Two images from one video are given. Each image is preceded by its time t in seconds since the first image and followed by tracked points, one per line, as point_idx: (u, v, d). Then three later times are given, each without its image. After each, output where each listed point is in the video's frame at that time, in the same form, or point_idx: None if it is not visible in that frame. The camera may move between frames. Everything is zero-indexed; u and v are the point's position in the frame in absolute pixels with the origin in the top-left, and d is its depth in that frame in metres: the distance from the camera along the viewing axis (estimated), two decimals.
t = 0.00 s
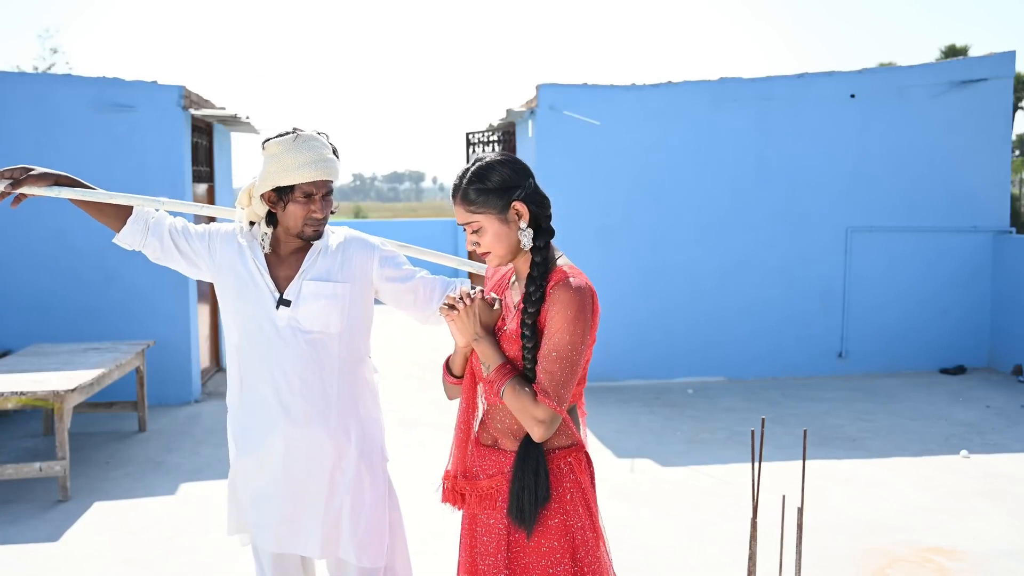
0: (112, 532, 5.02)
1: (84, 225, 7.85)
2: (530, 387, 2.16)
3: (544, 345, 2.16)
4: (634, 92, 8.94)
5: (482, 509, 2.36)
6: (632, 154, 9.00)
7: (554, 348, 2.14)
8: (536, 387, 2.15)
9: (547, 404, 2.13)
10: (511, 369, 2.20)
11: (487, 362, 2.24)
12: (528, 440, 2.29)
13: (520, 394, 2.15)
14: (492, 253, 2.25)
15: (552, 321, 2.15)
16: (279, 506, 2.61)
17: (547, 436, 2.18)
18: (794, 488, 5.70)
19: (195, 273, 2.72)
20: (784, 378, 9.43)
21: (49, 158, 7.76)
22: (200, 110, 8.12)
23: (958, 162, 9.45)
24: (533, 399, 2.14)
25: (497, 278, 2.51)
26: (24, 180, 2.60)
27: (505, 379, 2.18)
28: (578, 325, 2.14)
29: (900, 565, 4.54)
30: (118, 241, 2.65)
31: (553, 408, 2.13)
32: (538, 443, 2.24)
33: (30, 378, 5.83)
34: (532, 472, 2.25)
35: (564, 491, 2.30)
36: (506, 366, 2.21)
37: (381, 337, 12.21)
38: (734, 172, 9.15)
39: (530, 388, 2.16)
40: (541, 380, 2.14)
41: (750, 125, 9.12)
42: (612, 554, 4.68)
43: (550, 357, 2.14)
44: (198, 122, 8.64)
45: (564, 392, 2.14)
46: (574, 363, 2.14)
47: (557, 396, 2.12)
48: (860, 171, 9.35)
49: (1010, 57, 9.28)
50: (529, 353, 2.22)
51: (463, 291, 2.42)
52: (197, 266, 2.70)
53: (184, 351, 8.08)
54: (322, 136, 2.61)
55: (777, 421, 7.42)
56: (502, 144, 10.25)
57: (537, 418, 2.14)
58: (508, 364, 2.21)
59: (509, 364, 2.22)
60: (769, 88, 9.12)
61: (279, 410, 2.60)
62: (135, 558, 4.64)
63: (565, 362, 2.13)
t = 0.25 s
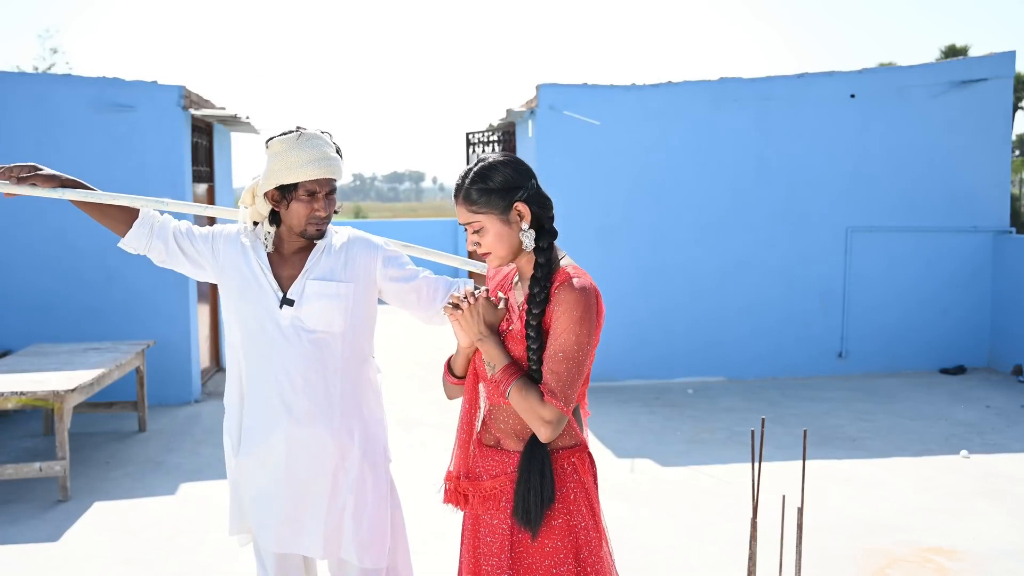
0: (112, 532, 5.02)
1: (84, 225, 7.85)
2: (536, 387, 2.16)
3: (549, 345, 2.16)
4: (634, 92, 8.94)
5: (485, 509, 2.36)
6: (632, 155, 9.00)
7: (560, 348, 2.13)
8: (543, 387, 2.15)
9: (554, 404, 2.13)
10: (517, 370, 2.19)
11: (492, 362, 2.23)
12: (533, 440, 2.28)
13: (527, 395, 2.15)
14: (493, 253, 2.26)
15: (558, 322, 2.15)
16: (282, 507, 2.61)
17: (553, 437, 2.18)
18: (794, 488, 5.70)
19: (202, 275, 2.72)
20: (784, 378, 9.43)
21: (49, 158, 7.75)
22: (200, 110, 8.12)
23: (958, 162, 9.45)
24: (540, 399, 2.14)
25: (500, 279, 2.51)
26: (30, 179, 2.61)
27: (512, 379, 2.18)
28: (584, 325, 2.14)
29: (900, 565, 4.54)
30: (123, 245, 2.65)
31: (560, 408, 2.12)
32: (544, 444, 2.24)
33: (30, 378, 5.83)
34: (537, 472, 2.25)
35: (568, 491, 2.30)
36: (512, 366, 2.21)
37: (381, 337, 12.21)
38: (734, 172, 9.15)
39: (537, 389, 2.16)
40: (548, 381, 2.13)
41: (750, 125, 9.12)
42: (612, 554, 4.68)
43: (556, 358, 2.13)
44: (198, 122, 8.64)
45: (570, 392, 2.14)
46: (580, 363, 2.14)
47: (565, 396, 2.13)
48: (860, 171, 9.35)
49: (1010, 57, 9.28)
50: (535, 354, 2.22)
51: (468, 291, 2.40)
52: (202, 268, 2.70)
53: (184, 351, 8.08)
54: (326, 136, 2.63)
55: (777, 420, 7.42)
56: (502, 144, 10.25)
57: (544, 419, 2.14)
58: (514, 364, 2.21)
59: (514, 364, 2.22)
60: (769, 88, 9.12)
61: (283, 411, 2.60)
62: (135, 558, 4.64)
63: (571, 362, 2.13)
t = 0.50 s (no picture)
0: (112, 532, 5.02)
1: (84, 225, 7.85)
2: (535, 390, 2.17)
3: (548, 348, 2.16)
4: (634, 92, 8.94)
5: (486, 509, 2.36)
6: (632, 155, 9.00)
7: (558, 351, 2.13)
8: (541, 391, 2.15)
9: (552, 408, 2.12)
10: (517, 372, 2.20)
11: (493, 363, 2.24)
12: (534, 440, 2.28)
13: (526, 398, 2.16)
14: (488, 247, 2.26)
15: (558, 325, 2.15)
16: (283, 508, 2.61)
17: (552, 439, 2.18)
18: (794, 488, 5.70)
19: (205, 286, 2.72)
20: (784, 378, 9.43)
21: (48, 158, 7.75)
22: (200, 110, 8.12)
23: (958, 162, 9.45)
24: (538, 403, 2.14)
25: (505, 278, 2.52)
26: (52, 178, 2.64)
27: (512, 382, 2.19)
28: (584, 329, 2.13)
29: (900, 565, 4.54)
30: (127, 264, 2.64)
31: (558, 412, 2.12)
32: (544, 448, 2.24)
33: (30, 378, 5.83)
34: (535, 475, 2.25)
35: (568, 492, 2.30)
36: (512, 368, 2.21)
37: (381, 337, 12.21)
38: (734, 171, 9.15)
39: (535, 392, 2.17)
40: (546, 384, 2.13)
41: (750, 125, 9.12)
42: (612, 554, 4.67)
43: (555, 361, 2.13)
44: (198, 122, 8.64)
45: (569, 396, 2.13)
46: (579, 367, 2.13)
47: (562, 400, 2.12)
48: (860, 171, 9.35)
49: (1010, 57, 9.28)
50: (533, 357, 2.22)
51: (472, 290, 2.39)
52: (205, 278, 2.69)
53: (184, 351, 8.08)
54: (327, 135, 2.64)
55: (777, 420, 7.42)
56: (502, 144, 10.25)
57: (542, 422, 2.14)
58: (514, 365, 2.22)
59: (514, 365, 2.22)
60: (769, 88, 9.12)
61: (284, 411, 2.60)
62: (135, 558, 4.64)
63: (570, 366, 2.12)
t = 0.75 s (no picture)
0: (112, 532, 5.02)
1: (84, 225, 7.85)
2: (525, 390, 2.16)
3: (540, 348, 2.15)
4: (634, 92, 8.93)
5: (485, 509, 2.36)
6: (632, 155, 9.00)
7: (550, 352, 2.12)
8: (530, 391, 2.14)
9: (539, 409, 2.12)
10: (510, 370, 2.20)
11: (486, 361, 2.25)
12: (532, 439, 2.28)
13: (515, 396, 2.16)
14: (489, 243, 2.28)
15: (549, 325, 2.14)
16: (283, 510, 2.61)
17: (541, 440, 2.18)
18: (794, 488, 5.70)
19: (209, 303, 2.70)
20: (784, 378, 9.43)
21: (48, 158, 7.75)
22: (201, 110, 8.12)
23: (958, 162, 9.45)
24: (526, 402, 2.14)
25: (512, 276, 2.55)
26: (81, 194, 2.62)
27: (503, 380, 2.19)
28: (576, 330, 2.12)
29: (899, 565, 4.54)
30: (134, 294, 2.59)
31: (545, 413, 2.11)
32: (538, 448, 2.24)
33: (30, 378, 5.82)
34: (532, 477, 2.25)
35: (566, 493, 2.30)
36: (505, 366, 2.21)
37: (380, 337, 12.21)
38: (734, 171, 9.15)
39: (525, 391, 2.16)
40: (534, 384, 2.13)
41: (750, 125, 9.12)
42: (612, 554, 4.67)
43: (544, 361, 2.12)
44: (198, 122, 8.64)
45: (557, 398, 2.12)
46: (569, 369, 2.11)
47: (550, 401, 2.11)
48: (860, 171, 9.35)
49: (1010, 57, 9.27)
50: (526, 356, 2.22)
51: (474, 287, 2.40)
52: (208, 293, 2.67)
53: (184, 351, 8.09)
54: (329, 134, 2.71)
55: (777, 420, 7.42)
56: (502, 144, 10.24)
57: (530, 423, 2.14)
58: (508, 363, 2.22)
59: (508, 363, 2.22)
60: (769, 87, 9.12)
61: (283, 413, 2.59)
62: (135, 558, 4.64)
63: (559, 368, 2.11)
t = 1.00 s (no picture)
0: (112, 532, 5.02)
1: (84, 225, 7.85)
2: (521, 391, 2.16)
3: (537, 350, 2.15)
4: (634, 92, 8.93)
5: (485, 508, 2.36)
6: (632, 155, 9.00)
7: (546, 353, 2.11)
8: (527, 392, 2.14)
9: (535, 410, 2.12)
10: (507, 371, 2.20)
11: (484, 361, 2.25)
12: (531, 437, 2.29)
13: (512, 397, 2.16)
14: (491, 240, 2.28)
15: (547, 326, 2.13)
16: (284, 510, 2.61)
17: (538, 441, 2.18)
18: (795, 488, 5.70)
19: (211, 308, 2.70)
20: (784, 378, 9.43)
21: (48, 158, 7.74)
22: (201, 110, 8.12)
23: (958, 162, 9.46)
24: (523, 404, 2.14)
25: (513, 275, 2.55)
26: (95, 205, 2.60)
27: (501, 380, 2.19)
28: (573, 332, 2.11)
29: (899, 565, 4.55)
30: (136, 307, 2.58)
31: (542, 415, 2.11)
32: (536, 449, 2.24)
33: (30, 378, 5.82)
34: (529, 477, 2.25)
35: (566, 493, 2.30)
36: (503, 366, 2.22)
37: (380, 337, 12.21)
38: (734, 171, 9.16)
39: (522, 392, 2.16)
40: (531, 386, 2.12)
41: (750, 125, 9.12)
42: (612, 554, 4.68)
43: (541, 363, 2.12)
44: (198, 122, 8.64)
45: (553, 399, 2.11)
46: (566, 371, 2.11)
47: (547, 403, 2.11)
48: (860, 171, 9.35)
49: (1010, 57, 9.27)
50: (522, 356, 2.22)
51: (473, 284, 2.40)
52: (209, 300, 2.67)
53: (184, 351, 8.09)
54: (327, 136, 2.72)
55: (777, 421, 7.42)
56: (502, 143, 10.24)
57: (526, 424, 2.14)
58: (505, 365, 2.22)
59: (505, 364, 2.23)
60: (769, 88, 9.12)
61: (283, 413, 2.60)
62: (135, 558, 4.64)
63: (556, 369, 2.10)
